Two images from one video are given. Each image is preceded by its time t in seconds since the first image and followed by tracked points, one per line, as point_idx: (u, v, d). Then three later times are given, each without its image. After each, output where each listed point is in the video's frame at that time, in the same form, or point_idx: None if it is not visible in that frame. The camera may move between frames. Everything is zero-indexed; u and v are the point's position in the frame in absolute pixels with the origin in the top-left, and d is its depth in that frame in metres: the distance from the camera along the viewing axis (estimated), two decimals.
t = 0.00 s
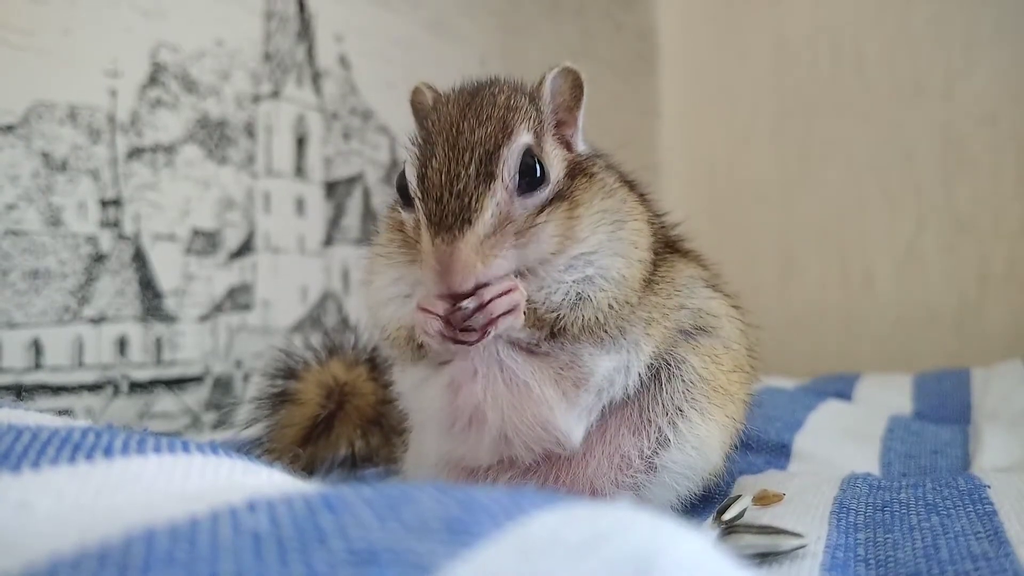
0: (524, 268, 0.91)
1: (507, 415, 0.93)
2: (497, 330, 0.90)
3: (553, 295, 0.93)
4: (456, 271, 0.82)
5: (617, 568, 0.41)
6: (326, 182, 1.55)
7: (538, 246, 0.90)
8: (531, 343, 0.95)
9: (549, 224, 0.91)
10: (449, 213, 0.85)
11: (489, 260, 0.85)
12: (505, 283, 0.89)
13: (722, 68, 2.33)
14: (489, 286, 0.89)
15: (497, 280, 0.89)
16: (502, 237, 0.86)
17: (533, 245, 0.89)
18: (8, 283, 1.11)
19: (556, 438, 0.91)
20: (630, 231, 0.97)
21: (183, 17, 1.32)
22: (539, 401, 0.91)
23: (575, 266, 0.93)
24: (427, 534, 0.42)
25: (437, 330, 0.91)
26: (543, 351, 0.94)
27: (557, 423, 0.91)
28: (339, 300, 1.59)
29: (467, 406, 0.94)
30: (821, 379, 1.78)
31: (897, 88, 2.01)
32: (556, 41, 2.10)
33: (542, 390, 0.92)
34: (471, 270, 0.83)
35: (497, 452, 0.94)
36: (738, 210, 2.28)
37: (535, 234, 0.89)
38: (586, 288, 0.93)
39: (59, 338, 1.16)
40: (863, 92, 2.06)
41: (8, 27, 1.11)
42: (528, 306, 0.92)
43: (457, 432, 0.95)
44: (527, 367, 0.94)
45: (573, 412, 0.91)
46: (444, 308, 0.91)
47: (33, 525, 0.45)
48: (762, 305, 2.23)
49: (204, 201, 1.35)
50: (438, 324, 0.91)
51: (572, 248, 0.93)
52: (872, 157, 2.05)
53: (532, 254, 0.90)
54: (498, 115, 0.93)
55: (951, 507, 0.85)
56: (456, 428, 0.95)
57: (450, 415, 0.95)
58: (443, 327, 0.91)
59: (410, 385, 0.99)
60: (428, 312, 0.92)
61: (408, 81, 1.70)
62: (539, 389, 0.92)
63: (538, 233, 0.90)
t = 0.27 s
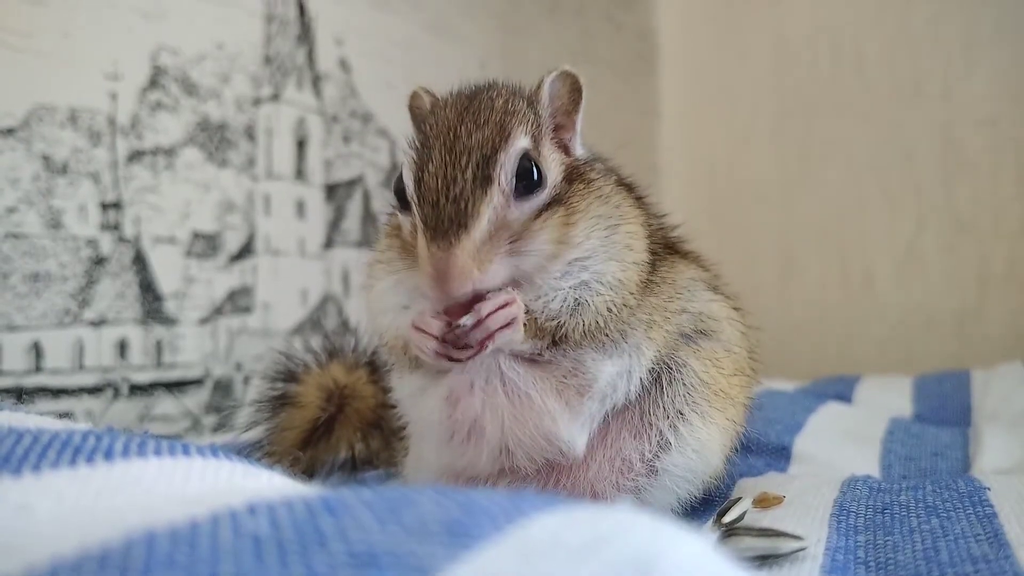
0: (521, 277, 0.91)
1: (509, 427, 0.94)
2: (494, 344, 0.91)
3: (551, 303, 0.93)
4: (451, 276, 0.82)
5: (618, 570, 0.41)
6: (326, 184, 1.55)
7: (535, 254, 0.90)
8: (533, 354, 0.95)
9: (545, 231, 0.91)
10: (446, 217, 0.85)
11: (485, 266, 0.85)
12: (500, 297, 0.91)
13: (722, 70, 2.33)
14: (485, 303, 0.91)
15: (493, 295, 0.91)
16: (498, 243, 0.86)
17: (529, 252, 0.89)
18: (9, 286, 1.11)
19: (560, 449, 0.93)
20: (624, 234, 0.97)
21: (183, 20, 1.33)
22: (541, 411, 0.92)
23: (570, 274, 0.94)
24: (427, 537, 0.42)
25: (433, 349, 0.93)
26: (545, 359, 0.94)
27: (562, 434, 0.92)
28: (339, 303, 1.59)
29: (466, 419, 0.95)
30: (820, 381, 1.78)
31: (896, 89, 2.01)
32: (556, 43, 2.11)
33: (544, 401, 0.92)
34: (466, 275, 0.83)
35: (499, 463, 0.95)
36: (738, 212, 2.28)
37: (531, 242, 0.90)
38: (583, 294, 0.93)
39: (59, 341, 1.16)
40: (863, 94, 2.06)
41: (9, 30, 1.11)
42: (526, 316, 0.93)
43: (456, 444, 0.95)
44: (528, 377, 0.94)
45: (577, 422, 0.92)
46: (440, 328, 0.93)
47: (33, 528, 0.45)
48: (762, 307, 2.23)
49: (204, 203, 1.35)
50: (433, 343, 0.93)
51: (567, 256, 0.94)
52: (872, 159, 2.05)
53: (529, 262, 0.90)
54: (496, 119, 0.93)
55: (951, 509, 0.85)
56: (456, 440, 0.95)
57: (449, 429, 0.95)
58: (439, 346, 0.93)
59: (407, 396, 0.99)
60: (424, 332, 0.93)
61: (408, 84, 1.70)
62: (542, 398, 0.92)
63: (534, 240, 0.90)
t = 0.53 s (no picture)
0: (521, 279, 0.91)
1: (509, 429, 0.95)
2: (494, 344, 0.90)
3: (551, 306, 0.93)
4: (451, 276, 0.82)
5: (618, 570, 0.41)
6: (326, 183, 1.55)
7: (536, 257, 0.90)
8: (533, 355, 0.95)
9: (545, 234, 0.90)
10: (446, 216, 0.85)
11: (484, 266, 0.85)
12: (500, 297, 0.90)
13: (722, 69, 2.33)
14: (486, 302, 0.90)
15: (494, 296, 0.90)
16: (498, 244, 0.86)
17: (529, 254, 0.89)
18: (9, 285, 1.11)
19: (560, 450, 0.93)
20: (624, 236, 0.97)
21: (183, 18, 1.33)
22: (540, 412, 0.92)
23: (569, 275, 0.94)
24: (427, 536, 0.42)
25: (433, 347, 0.92)
26: (546, 360, 0.94)
27: (561, 435, 0.92)
28: (339, 302, 1.59)
29: (466, 421, 0.96)
30: (821, 380, 1.78)
31: (897, 88, 2.01)
32: (556, 42, 2.11)
33: (544, 402, 0.92)
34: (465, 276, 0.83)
35: (498, 464, 0.96)
36: (738, 211, 2.28)
37: (532, 243, 0.89)
38: (582, 297, 0.93)
39: (59, 340, 1.16)
40: (863, 93, 2.06)
41: (8, 28, 1.11)
42: (526, 318, 0.93)
43: (456, 445, 0.97)
44: (528, 378, 0.94)
45: (577, 424, 0.92)
46: (440, 326, 0.93)
47: (33, 528, 0.45)
48: (762, 306, 2.23)
49: (204, 202, 1.35)
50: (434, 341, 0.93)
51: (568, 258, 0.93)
52: (872, 158, 2.05)
53: (530, 264, 0.89)
54: (497, 120, 0.93)
55: (951, 508, 0.85)
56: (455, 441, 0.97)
57: (449, 430, 0.97)
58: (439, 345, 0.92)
59: (406, 396, 1.00)
60: (424, 330, 0.93)
61: (408, 83, 1.70)
62: (542, 399, 0.93)
63: (534, 242, 0.89)
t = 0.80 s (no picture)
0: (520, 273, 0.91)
1: (510, 428, 0.95)
2: (492, 343, 0.90)
3: (550, 303, 0.93)
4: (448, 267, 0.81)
5: (618, 567, 0.41)
6: (326, 180, 1.55)
7: (533, 251, 0.90)
8: (533, 353, 0.95)
9: (543, 230, 0.90)
10: (444, 208, 0.85)
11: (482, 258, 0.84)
12: (498, 297, 0.91)
13: (722, 67, 2.33)
14: (484, 302, 0.91)
15: (492, 295, 0.91)
16: (496, 237, 0.86)
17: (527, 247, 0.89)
18: (8, 282, 1.11)
19: (561, 448, 0.93)
20: (622, 233, 0.97)
21: (182, 15, 1.32)
22: (541, 410, 0.93)
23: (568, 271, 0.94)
24: (427, 533, 0.42)
25: (433, 347, 0.92)
26: (547, 358, 0.94)
27: (562, 433, 0.92)
28: (339, 299, 1.59)
29: (466, 422, 0.96)
30: (820, 378, 1.78)
31: (897, 87, 2.01)
32: (556, 40, 2.10)
33: (545, 400, 0.93)
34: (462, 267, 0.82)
35: (499, 463, 0.96)
36: (738, 209, 2.28)
37: (529, 236, 0.89)
38: (581, 293, 0.93)
39: (59, 337, 1.16)
40: (864, 91, 2.06)
41: (8, 24, 1.10)
42: (526, 316, 0.93)
43: (456, 444, 0.97)
44: (529, 376, 0.94)
45: (578, 421, 0.92)
46: (439, 326, 0.93)
47: (32, 524, 0.45)
48: (762, 304, 2.23)
49: (204, 199, 1.35)
50: (433, 341, 0.93)
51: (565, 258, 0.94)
52: (872, 156, 2.04)
53: (527, 259, 0.90)
54: (497, 114, 0.93)
55: (951, 506, 0.85)
56: (455, 441, 0.97)
57: (449, 430, 0.97)
58: (439, 344, 0.92)
59: (406, 396, 1.00)
60: (424, 330, 0.93)
61: (408, 80, 1.70)
62: (542, 397, 0.93)
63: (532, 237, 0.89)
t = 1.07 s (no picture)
0: (521, 277, 0.91)
1: (509, 431, 0.95)
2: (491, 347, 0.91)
3: (549, 307, 0.93)
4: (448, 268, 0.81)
5: (617, 568, 0.41)
6: (326, 183, 1.55)
7: (533, 254, 0.90)
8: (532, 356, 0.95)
9: (544, 234, 0.91)
10: (444, 210, 0.85)
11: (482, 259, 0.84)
12: (497, 300, 0.91)
13: (722, 70, 2.33)
14: (482, 306, 0.91)
15: (491, 299, 0.91)
16: (496, 239, 0.86)
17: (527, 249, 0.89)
18: (8, 284, 1.11)
19: (561, 450, 0.93)
20: (621, 236, 0.97)
21: (183, 17, 1.33)
22: (541, 413, 0.93)
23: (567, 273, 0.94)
24: (427, 534, 0.42)
25: (432, 351, 0.92)
26: (546, 361, 0.94)
27: (562, 436, 0.92)
28: (339, 301, 1.59)
29: (466, 425, 0.97)
30: (820, 380, 1.78)
31: (897, 89, 2.01)
32: (556, 42, 2.11)
33: (544, 403, 0.93)
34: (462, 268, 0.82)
35: (499, 466, 0.97)
36: (738, 212, 2.28)
37: (530, 237, 0.89)
38: (581, 296, 0.93)
39: (59, 339, 1.16)
40: (863, 93, 2.06)
41: (8, 27, 1.11)
42: (525, 319, 0.93)
43: (456, 448, 0.97)
44: (528, 379, 0.94)
45: (577, 424, 0.92)
46: (438, 330, 0.93)
47: (32, 525, 0.45)
48: (762, 307, 2.23)
49: (205, 201, 1.35)
50: (431, 345, 0.93)
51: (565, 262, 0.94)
52: (872, 158, 2.05)
53: (530, 262, 0.90)
54: (497, 116, 0.93)
55: (951, 508, 0.85)
56: (455, 444, 0.97)
57: (449, 433, 0.97)
58: (437, 347, 0.92)
59: (406, 399, 1.00)
60: (422, 334, 0.94)
61: (408, 82, 1.70)
62: (542, 400, 0.93)
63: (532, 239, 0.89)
